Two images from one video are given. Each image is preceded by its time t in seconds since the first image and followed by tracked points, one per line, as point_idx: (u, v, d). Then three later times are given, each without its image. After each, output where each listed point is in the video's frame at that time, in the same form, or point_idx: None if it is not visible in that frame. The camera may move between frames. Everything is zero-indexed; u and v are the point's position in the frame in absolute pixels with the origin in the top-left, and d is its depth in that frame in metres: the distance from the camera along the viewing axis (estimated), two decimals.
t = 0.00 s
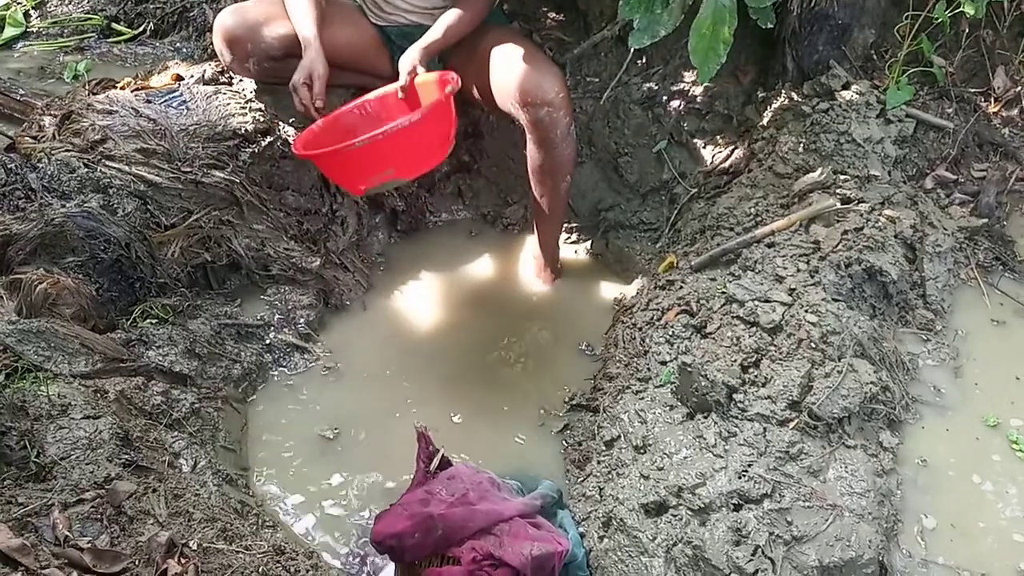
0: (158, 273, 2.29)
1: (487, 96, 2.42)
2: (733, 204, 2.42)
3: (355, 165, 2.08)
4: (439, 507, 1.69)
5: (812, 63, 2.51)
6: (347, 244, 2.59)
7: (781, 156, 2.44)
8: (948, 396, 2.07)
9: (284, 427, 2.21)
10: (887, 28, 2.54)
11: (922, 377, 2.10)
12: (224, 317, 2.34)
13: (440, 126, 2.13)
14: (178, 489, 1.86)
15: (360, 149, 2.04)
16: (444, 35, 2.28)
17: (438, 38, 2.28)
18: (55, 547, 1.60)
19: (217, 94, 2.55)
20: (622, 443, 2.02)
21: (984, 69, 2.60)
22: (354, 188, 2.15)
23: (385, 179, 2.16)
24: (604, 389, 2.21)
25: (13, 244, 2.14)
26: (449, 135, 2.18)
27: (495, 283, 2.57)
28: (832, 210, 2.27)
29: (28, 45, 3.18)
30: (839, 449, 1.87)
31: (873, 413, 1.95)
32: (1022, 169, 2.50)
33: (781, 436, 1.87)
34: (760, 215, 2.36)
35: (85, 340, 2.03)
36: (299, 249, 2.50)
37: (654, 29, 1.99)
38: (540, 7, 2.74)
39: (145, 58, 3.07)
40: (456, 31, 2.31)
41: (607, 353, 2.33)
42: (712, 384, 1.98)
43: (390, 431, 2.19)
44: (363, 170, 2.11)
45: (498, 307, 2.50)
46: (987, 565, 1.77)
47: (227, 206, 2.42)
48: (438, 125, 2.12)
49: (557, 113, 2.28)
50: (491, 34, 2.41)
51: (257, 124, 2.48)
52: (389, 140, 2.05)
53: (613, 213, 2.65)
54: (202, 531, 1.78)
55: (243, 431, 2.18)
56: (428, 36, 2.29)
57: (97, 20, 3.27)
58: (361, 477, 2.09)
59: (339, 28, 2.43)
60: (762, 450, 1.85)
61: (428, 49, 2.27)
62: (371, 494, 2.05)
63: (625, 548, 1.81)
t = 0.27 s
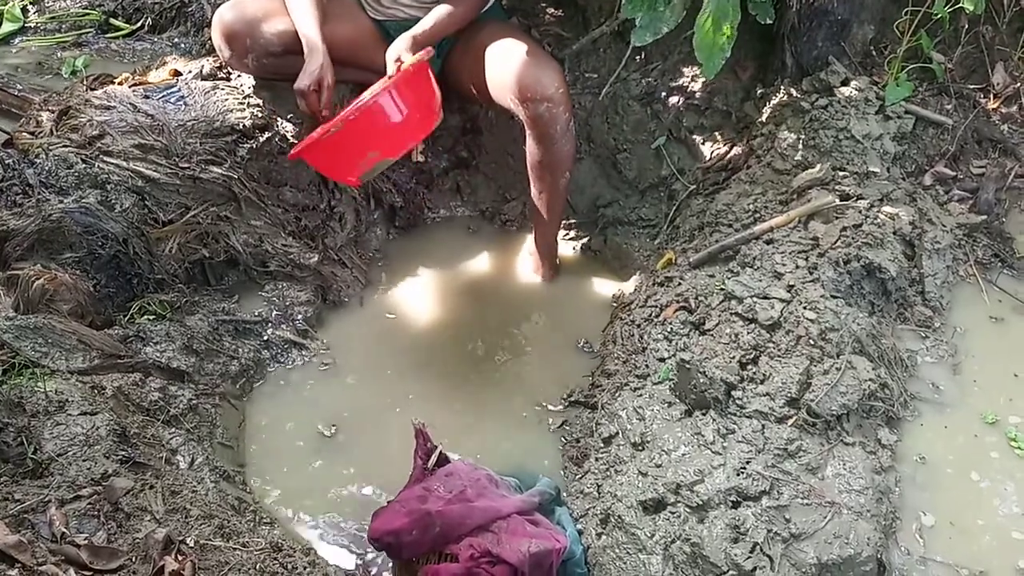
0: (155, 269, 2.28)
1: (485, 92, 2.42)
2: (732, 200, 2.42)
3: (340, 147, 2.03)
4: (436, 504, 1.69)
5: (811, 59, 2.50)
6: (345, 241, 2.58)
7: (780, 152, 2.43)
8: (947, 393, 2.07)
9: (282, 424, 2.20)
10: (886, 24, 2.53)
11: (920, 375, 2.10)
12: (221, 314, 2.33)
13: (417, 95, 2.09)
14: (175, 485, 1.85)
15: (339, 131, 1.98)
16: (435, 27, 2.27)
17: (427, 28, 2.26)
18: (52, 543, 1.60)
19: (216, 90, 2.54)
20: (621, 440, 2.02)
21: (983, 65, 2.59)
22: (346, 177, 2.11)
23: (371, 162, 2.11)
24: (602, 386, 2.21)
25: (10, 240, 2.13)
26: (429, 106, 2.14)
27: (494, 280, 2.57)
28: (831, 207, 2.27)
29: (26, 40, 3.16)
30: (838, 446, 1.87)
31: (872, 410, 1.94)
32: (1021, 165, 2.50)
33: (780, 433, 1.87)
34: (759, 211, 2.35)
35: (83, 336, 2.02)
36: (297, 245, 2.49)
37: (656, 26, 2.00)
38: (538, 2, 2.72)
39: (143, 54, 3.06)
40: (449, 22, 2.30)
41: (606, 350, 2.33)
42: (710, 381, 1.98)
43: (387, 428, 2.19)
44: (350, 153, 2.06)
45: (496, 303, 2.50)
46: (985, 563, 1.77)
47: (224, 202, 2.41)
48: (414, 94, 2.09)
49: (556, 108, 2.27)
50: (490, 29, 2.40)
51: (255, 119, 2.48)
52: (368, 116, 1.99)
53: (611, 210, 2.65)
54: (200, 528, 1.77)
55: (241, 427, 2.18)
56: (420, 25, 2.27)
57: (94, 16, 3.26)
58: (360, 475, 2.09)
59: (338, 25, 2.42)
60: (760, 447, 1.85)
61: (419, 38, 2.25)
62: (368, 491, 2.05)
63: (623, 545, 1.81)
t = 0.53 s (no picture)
0: (155, 266, 2.27)
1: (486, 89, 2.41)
2: (733, 197, 2.41)
3: (332, 131, 2.03)
4: (436, 501, 1.68)
5: (812, 55, 2.49)
6: (345, 238, 2.58)
7: (780, 149, 2.43)
8: (949, 390, 2.07)
9: (282, 421, 2.20)
10: (887, 21, 2.52)
11: (922, 371, 2.09)
12: (221, 311, 2.33)
13: (399, 64, 2.09)
14: (175, 483, 1.85)
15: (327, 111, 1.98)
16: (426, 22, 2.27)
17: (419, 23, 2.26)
18: (51, 541, 1.60)
19: (216, 87, 2.54)
20: (621, 437, 2.02)
21: (985, 61, 2.59)
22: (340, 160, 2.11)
23: (357, 141, 2.09)
24: (603, 383, 2.21)
25: (10, 238, 2.12)
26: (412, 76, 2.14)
27: (494, 277, 2.56)
28: (833, 203, 2.26)
29: (26, 38, 3.16)
30: (839, 442, 1.86)
31: (873, 406, 1.94)
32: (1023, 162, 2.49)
33: (781, 430, 1.86)
34: (759, 208, 2.35)
35: (82, 334, 2.02)
36: (297, 243, 2.49)
37: (655, 22, 1.99)
38: None
39: (143, 52, 3.05)
40: (442, 18, 2.29)
41: (606, 347, 2.32)
42: (711, 378, 1.98)
43: (387, 426, 2.19)
44: (340, 134, 2.06)
45: (496, 301, 2.49)
46: (987, 559, 1.77)
47: (224, 200, 2.40)
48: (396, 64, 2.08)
49: (557, 105, 2.26)
50: (489, 26, 2.39)
51: (255, 117, 2.47)
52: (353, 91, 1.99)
53: (612, 207, 2.64)
54: (199, 526, 1.77)
55: (241, 425, 2.18)
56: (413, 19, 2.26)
57: (95, 13, 3.25)
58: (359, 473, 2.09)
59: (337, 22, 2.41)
60: (761, 444, 1.85)
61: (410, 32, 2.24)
62: (369, 489, 2.05)
63: (624, 542, 1.81)
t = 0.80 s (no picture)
0: (151, 265, 2.27)
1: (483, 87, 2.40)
2: (730, 196, 2.41)
3: (330, 133, 2.02)
4: (434, 502, 1.68)
5: (809, 54, 2.49)
6: (342, 237, 2.57)
7: (778, 148, 2.43)
8: (947, 389, 2.07)
9: (278, 422, 2.20)
10: (884, 20, 2.52)
11: (920, 370, 2.09)
12: (218, 311, 2.32)
13: (396, 60, 2.04)
14: (172, 484, 1.84)
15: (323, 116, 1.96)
16: (423, 22, 2.26)
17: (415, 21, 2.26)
18: (48, 542, 1.59)
19: (212, 86, 2.53)
20: (619, 437, 2.02)
21: (982, 60, 2.59)
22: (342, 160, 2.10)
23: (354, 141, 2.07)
24: (600, 383, 2.21)
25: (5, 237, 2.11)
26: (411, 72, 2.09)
27: (492, 277, 2.55)
28: (830, 202, 2.26)
29: (22, 36, 3.14)
30: (837, 442, 1.86)
31: (871, 406, 1.94)
32: (1020, 161, 2.49)
33: (780, 430, 1.86)
34: (757, 207, 2.34)
35: (79, 334, 2.01)
36: (293, 241, 2.48)
37: (655, 22, 1.99)
38: None
39: (139, 50, 3.04)
40: (440, 17, 2.28)
41: (604, 346, 2.32)
42: (710, 377, 1.97)
43: (386, 427, 2.18)
44: (340, 137, 2.05)
45: (493, 301, 2.48)
46: (984, 559, 1.77)
47: (221, 199, 2.40)
48: (393, 62, 2.04)
49: (554, 104, 2.26)
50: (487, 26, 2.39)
51: (252, 115, 2.46)
52: (348, 94, 1.97)
53: (609, 206, 2.64)
54: (196, 526, 1.76)
55: (238, 425, 2.17)
56: (409, 18, 2.26)
57: (91, 12, 3.24)
58: (356, 474, 2.08)
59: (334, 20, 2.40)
60: (760, 444, 1.85)
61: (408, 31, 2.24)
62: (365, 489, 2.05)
63: (622, 542, 1.81)
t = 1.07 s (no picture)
0: (153, 266, 2.27)
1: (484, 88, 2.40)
2: (732, 197, 2.41)
3: (368, 140, 2.01)
4: (435, 502, 1.67)
5: (811, 55, 2.49)
6: (343, 239, 2.57)
7: (779, 149, 2.43)
8: (949, 390, 2.06)
9: (279, 423, 2.19)
10: (885, 21, 2.52)
11: (921, 372, 2.09)
12: (219, 312, 2.32)
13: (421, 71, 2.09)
14: (174, 484, 1.84)
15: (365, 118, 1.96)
16: (431, 31, 2.26)
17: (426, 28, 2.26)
18: (50, 542, 1.59)
19: (213, 87, 2.51)
20: (620, 437, 2.01)
21: (983, 61, 2.59)
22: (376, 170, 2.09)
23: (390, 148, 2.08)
24: (601, 384, 2.20)
25: (7, 237, 2.12)
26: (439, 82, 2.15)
27: (492, 278, 2.55)
28: (832, 203, 2.25)
29: (23, 38, 3.14)
30: (839, 443, 1.86)
31: (873, 407, 1.94)
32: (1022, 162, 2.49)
33: (781, 431, 1.86)
34: (758, 208, 2.34)
35: (80, 334, 2.01)
36: (294, 243, 2.48)
37: (654, 21, 1.99)
38: None
39: (141, 52, 3.04)
40: (445, 23, 2.29)
41: (605, 347, 2.32)
42: (711, 378, 1.97)
43: (387, 428, 2.18)
44: (374, 144, 2.04)
45: (495, 301, 2.48)
46: (987, 560, 1.77)
47: (222, 200, 2.40)
48: (422, 71, 2.10)
49: (555, 105, 2.26)
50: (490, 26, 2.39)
51: (252, 117, 2.45)
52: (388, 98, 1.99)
53: (609, 207, 2.64)
54: (198, 526, 1.76)
55: (239, 425, 2.17)
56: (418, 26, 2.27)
57: (92, 14, 3.24)
58: (358, 474, 2.08)
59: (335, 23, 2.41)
60: (761, 445, 1.84)
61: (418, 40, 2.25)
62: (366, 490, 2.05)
63: (624, 543, 1.80)
